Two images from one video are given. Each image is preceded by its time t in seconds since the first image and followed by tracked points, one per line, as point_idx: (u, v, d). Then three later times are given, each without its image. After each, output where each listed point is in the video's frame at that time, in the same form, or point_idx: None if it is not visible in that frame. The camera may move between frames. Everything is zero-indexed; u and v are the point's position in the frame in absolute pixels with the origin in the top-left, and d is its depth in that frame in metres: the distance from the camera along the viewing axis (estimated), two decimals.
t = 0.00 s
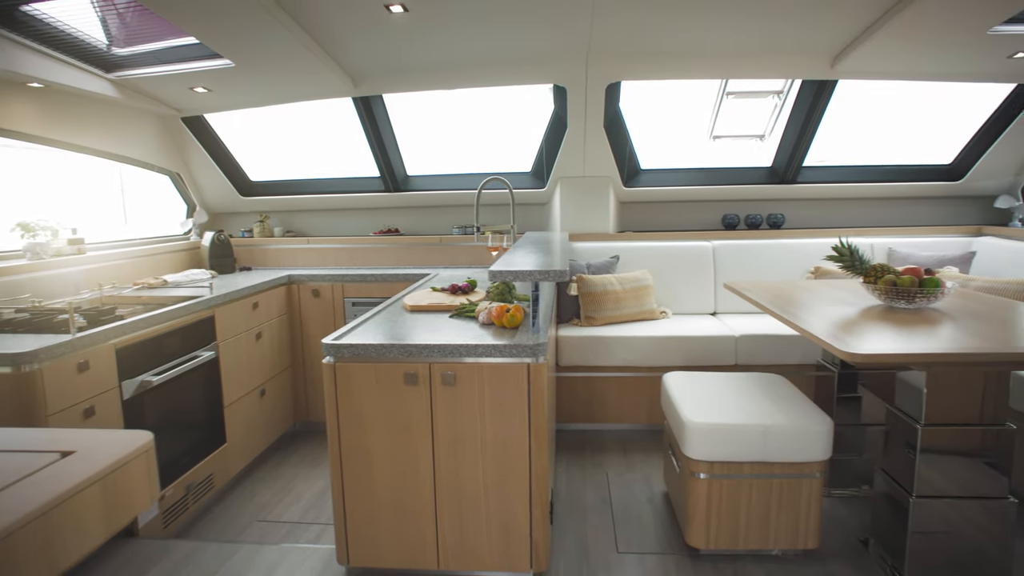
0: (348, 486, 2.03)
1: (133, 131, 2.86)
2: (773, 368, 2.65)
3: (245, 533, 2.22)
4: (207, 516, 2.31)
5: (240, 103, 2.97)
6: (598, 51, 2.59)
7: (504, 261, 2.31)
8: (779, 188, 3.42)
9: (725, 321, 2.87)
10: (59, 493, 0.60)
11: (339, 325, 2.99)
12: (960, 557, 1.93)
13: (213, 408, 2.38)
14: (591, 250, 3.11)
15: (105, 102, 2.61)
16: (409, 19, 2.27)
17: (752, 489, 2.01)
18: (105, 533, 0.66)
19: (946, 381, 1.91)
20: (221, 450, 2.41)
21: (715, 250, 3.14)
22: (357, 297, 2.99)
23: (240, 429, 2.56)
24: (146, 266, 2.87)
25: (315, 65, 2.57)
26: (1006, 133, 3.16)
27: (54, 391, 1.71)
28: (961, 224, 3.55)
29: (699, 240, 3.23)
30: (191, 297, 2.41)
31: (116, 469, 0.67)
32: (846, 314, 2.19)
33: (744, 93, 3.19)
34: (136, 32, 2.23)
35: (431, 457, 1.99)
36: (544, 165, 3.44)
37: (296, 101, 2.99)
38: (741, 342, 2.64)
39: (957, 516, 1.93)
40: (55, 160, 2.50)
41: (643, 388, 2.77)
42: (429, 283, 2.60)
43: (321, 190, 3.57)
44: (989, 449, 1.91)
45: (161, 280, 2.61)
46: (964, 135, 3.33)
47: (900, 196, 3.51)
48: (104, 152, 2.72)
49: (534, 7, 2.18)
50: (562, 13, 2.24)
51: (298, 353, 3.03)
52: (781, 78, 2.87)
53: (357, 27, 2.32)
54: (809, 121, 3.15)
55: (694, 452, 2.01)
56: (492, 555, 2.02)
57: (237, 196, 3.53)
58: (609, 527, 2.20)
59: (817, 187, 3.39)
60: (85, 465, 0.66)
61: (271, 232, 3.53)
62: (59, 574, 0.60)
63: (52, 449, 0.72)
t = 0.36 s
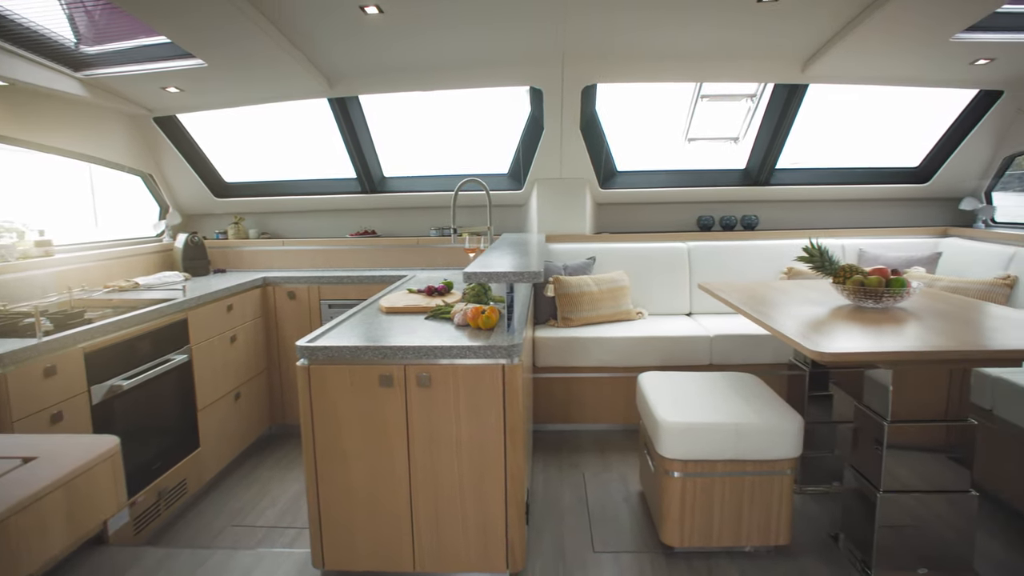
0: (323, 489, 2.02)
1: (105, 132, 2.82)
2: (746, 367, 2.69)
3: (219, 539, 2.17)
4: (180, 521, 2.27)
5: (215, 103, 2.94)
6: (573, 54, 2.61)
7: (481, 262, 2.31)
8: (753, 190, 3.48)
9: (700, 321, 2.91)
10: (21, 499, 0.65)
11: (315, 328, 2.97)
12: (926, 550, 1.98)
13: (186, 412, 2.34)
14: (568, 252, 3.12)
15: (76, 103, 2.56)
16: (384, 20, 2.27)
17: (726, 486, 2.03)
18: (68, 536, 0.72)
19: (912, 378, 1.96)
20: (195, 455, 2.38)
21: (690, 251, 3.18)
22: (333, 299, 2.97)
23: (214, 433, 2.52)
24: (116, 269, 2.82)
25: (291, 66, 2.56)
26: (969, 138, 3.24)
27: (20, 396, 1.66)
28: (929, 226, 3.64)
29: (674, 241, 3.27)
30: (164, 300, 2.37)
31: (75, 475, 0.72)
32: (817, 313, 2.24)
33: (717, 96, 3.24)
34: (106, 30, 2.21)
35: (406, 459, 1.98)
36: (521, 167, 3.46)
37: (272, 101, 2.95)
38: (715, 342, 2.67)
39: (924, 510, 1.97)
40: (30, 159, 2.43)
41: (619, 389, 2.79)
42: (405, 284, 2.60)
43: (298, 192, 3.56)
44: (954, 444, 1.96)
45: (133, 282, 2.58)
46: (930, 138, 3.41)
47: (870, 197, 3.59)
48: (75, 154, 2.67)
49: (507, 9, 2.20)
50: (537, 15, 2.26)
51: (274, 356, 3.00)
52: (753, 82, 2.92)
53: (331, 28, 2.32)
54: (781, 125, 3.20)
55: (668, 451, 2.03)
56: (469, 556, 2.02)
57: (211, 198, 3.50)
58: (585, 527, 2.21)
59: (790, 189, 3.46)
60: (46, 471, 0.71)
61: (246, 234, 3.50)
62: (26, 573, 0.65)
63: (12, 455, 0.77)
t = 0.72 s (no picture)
0: (298, 490, 2.00)
1: (77, 131, 2.77)
2: (720, 366, 2.73)
3: (193, 543, 2.14)
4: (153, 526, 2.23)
5: (190, 103, 2.91)
6: (549, 56, 2.63)
7: (458, 262, 2.31)
8: (728, 191, 3.53)
9: (676, 321, 2.94)
10: None
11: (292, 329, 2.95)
12: (894, 543, 2.03)
13: (160, 416, 2.31)
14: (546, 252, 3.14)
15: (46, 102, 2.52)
16: (361, 20, 2.26)
17: (699, 483, 2.06)
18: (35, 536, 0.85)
19: (879, 375, 2.01)
20: (168, 458, 2.34)
21: (666, 251, 3.21)
22: (310, 300, 2.96)
23: (189, 436, 2.49)
24: (87, 271, 2.76)
25: (267, 65, 2.55)
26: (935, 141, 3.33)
27: None
28: (898, 226, 3.73)
29: (651, 241, 3.30)
30: (136, 301, 2.34)
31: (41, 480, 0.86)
32: (788, 313, 2.27)
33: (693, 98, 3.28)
34: (74, 27, 2.18)
35: (382, 459, 1.98)
36: (499, 168, 3.47)
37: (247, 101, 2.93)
38: (691, 341, 2.71)
39: (892, 504, 2.02)
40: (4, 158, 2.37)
41: (597, 388, 2.81)
42: (383, 285, 2.60)
43: (275, 192, 3.54)
44: (921, 439, 2.01)
45: (104, 284, 2.51)
46: (898, 141, 3.49)
47: (841, 198, 3.66)
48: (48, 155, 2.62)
49: (482, 9, 2.21)
50: (513, 17, 2.27)
51: (251, 358, 2.97)
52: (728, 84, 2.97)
53: (307, 27, 2.31)
54: (755, 127, 3.26)
55: (644, 450, 2.05)
56: (445, 556, 2.02)
57: (185, 198, 3.46)
58: (562, 525, 2.22)
59: (764, 190, 3.52)
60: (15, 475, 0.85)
61: (222, 234, 3.46)
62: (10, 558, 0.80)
63: None
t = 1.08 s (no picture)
0: (273, 492, 1.99)
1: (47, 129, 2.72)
2: (695, 364, 2.77)
3: (166, 547, 2.11)
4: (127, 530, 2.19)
5: (164, 101, 2.88)
6: (527, 56, 2.64)
7: (435, 262, 2.31)
8: (704, 192, 3.58)
9: (652, 320, 2.97)
10: None
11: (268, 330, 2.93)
12: (863, 538, 2.07)
13: (132, 419, 2.28)
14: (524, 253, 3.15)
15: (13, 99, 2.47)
16: (337, 19, 2.26)
17: (674, 481, 2.09)
18: None
19: (848, 373, 2.05)
20: (141, 461, 2.31)
21: (643, 252, 3.24)
22: (286, 301, 2.95)
23: (162, 439, 2.46)
24: (56, 271, 2.71)
25: (242, 63, 2.53)
26: (904, 145, 3.41)
27: None
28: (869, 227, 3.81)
29: (628, 242, 3.33)
30: (107, 303, 2.30)
31: None
32: (760, 312, 2.31)
33: (671, 99, 3.30)
34: (40, 21, 2.16)
35: (359, 460, 1.97)
36: (476, 168, 3.48)
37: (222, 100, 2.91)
38: (667, 341, 2.74)
39: (862, 499, 2.06)
40: None
41: (573, 387, 2.84)
42: (361, 285, 2.59)
43: (252, 192, 3.51)
44: (890, 435, 2.06)
45: (74, 285, 2.49)
46: (869, 144, 3.57)
47: (815, 199, 3.73)
48: (16, 153, 2.57)
49: (458, 10, 2.22)
50: (490, 18, 2.28)
51: (226, 360, 2.95)
52: (704, 86, 3.00)
53: (282, 26, 2.29)
54: (730, 129, 3.30)
55: (619, 449, 2.06)
56: (421, 556, 2.03)
57: (157, 197, 3.42)
58: (539, 524, 2.23)
59: (738, 191, 3.58)
60: None
61: (197, 234, 3.43)
62: None
63: None
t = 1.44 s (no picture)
0: (248, 498, 1.97)
1: (16, 130, 2.67)
2: (670, 365, 2.81)
3: (139, 556, 2.07)
4: (99, 539, 2.15)
5: (138, 103, 2.84)
6: (504, 60, 2.66)
7: (413, 265, 2.31)
8: (681, 195, 3.62)
9: (630, 322, 3.00)
10: None
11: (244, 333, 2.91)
12: (836, 534, 2.11)
13: (105, 425, 2.24)
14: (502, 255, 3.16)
15: None
16: (314, 22, 2.25)
17: (651, 481, 2.10)
18: None
19: (820, 372, 2.09)
20: (114, 468, 2.27)
21: (621, 254, 3.27)
22: (263, 305, 2.94)
23: (136, 445, 2.42)
24: (27, 274, 2.63)
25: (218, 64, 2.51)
26: (875, 148, 3.49)
27: None
28: (842, 229, 3.89)
29: (606, 244, 3.36)
30: (78, 307, 2.27)
31: None
32: (735, 313, 2.34)
33: (647, 104, 3.34)
34: (7, 21, 2.12)
35: (335, 464, 1.96)
36: (455, 171, 3.49)
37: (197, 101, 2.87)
38: (645, 342, 2.77)
39: (835, 496, 2.10)
40: None
41: (551, 389, 2.85)
42: (338, 288, 2.59)
43: (228, 195, 3.48)
44: (862, 433, 2.10)
45: (44, 289, 2.45)
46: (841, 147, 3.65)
47: (789, 202, 3.80)
48: None
49: (434, 13, 2.23)
50: (467, 21, 2.30)
51: (202, 364, 2.91)
52: (679, 90, 3.04)
53: (257, 27, 2.28)
54: (705, 132, 3.35)
55: (597, 450, 2.07)
56: (399, 560, 2.02)
57: (130, 199, 3.37)
58: (518, 525, 2.24)
59: (714, 194, 3.63)
60: None
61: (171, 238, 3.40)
62: None
63: None
